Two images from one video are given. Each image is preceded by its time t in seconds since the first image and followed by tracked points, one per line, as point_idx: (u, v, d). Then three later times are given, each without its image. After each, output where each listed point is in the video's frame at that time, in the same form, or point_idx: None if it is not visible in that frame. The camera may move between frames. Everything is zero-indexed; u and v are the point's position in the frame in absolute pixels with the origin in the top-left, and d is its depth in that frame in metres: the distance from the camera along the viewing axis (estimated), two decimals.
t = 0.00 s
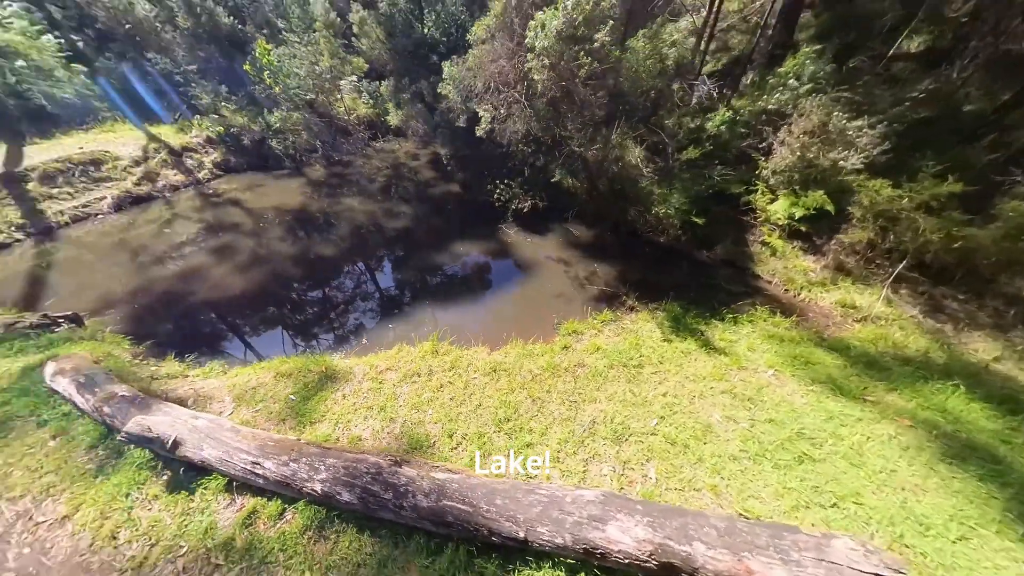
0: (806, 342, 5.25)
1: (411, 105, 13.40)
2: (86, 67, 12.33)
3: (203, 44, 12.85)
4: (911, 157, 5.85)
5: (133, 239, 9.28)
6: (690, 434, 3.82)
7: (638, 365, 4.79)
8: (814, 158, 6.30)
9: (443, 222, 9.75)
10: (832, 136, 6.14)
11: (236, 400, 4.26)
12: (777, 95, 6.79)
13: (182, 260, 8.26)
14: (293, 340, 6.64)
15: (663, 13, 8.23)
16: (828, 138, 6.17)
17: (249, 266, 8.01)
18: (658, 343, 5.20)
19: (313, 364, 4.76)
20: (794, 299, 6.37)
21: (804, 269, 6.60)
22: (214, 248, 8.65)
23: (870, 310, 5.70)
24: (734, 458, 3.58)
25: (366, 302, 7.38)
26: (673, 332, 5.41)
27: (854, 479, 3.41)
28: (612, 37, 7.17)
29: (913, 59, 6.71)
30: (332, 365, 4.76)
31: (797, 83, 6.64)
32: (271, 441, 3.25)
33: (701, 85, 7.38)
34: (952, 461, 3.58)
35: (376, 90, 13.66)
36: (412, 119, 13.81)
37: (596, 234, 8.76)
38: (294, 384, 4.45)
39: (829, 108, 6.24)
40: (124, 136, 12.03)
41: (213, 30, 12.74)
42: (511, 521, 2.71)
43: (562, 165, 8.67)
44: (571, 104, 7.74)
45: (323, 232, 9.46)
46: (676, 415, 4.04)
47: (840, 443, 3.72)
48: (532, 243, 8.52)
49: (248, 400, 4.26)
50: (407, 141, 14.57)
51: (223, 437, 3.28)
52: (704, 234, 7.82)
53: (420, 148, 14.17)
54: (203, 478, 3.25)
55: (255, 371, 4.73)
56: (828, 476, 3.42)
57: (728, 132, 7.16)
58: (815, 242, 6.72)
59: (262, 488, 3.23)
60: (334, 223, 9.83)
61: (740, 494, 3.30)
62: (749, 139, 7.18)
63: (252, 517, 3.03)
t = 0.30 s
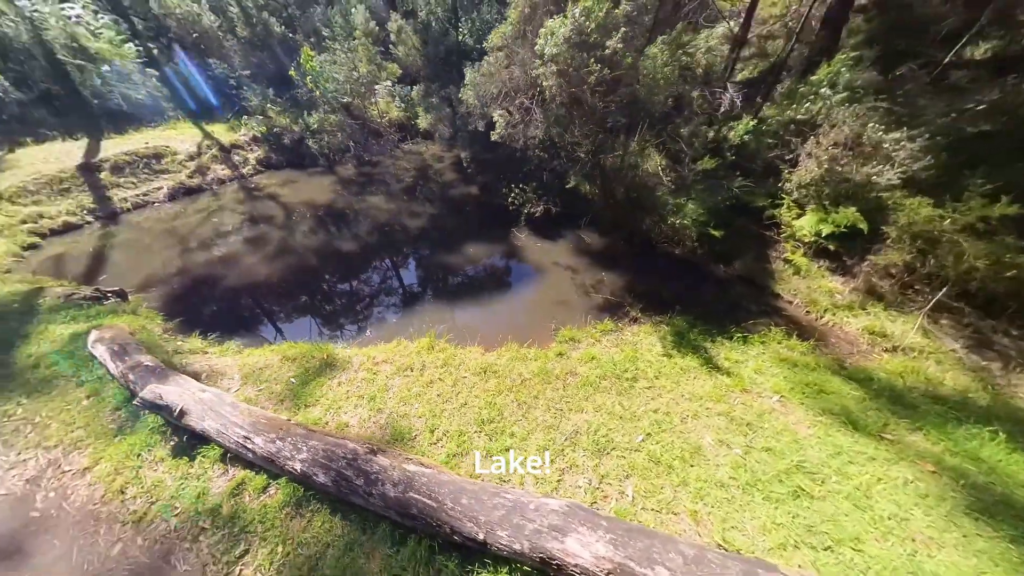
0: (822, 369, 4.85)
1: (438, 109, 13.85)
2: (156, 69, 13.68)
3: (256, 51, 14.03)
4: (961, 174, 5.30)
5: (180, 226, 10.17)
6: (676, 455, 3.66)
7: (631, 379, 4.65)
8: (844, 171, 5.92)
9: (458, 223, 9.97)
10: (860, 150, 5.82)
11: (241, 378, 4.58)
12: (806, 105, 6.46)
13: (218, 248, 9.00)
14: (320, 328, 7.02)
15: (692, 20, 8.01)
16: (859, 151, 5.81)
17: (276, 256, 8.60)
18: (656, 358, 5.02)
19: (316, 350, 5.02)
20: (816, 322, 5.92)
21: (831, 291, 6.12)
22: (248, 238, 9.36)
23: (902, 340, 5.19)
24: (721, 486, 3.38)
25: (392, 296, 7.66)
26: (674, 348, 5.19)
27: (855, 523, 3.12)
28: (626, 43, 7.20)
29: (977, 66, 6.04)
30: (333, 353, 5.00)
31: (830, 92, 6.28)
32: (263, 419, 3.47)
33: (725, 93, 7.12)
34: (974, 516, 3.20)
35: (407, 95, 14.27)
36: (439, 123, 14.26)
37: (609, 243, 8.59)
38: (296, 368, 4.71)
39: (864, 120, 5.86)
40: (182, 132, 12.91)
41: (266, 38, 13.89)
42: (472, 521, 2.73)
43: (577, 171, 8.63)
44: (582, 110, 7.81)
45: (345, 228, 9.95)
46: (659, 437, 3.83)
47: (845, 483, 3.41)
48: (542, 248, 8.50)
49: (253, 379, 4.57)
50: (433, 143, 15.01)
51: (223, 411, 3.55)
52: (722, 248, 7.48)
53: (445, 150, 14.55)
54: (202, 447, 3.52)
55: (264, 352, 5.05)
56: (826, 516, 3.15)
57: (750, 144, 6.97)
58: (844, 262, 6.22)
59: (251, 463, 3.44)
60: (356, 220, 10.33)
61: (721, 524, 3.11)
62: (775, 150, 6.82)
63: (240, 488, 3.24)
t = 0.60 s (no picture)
0: (832, 399, 4.53)
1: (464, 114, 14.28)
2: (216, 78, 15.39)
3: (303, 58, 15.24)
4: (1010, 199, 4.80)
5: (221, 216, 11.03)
6: (655, 472, 3.58)
7: (621, 392, 4.58)
8: (869, 190, 5.58)
9: (473, 225, 10.22)
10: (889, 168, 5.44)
11: (253, 359, 4.97)
12: (835, 118, 6.06)
13: (253, 238, 9.78)
14: (344, 319, 7.32)
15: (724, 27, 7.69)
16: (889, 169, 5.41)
17: (302, 249, 9.22)
18: (650, 372, 4.91)
19: (322, 339, 5.34)
20: (834, 348, 5.52)
21: (854, 316, 5.69)
22: (280, 231, 10.09)
23: (931, 376, 4.73)
24: (698, 509, 3.27)
25: (415, 293, 7.88)
26: (671, 363, 5.05)
27: (842, 566, 2.91)
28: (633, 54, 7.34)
29: None
30: (338, 343, 5.31)
31: (862, 105, 5.85)
32: (263, 398, 3.78)
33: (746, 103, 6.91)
34: None
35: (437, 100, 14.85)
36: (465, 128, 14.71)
37: (620, 253, 8.47)
38: (302, 353, 5.04)
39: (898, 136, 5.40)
40: (234, 133, 14.18)
41: (312, 46, 15.03)
42: (434, 513, 2.83)
43: (591, 179, 8.60)
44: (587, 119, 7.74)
45: (366, 226, 10.50)
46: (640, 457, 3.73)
47: (837, 522, 3.18)
48: (551, 254, 8.52)
49: (263, 360, 4.94)
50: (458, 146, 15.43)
51: (231, 387, 3.91)
52: (738, 264, 7.17)
53: (469, 154, 14.91)
54: (211, 418, 3.87)
55: (277, 337, 5.44)
56: (809, 555, 2.97)
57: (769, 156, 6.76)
58: (873, 286, 5.76)
59: (250, 437, 3.74)
60: (378, 218, 10.86)
61: (692, 549, 3.01)
62: (799, 164, 6.49)
63: (238, 459, 3.53)
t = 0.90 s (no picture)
0: (838, 427, 4.20)
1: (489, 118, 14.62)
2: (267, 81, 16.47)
3: (345, 64, 16.67)
4: None
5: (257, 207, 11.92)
6: (627, 482, 3.51)
7: (607, 398, 4.51)
8: (895, 206, 5.28)
9: (486, 227, 10.40)
10: (919, 180, 5.08)
11: (263, 338, 5.37)
12: (866, 126, 5.62)
13: (283, 229, 10.50)
14: (368, 312, 7.42)
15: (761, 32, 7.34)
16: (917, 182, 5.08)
17: (325, 242, 9.81)
18: (640, 381, 4.79)
19: (327, 325, 5.66)
20: (851, 374, 5.10)
21: (877, 341, 5.25)
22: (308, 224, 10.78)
23: (960, 412, 4.28)
24: (666, 524, 3.17)
25: (438, 291, 7.90)
26: (664, 374, 4.89)
27: None
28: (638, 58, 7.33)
29: None
30: (340, 329, 5.61)
31: (897, 112, 5.41)
32: (262, 373, 4.10)
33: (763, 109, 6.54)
34: None
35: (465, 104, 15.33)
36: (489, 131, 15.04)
37: (630, 260, 8.29)
38: (307, 336, 5.37)
39: (937, 150, 4.97)
40: (277, 132, 15.32)
41: (353, 53, 16.53)
42: (397, 494, 2.96)
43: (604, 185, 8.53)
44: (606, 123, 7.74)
45: (386, 222, 10.99)
46: (644, 467, 3.68)
47: (819, 557, 2.96)
48: (559, 258, 8.50)
49: (271, 340, 5.33)
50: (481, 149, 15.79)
51: (237, 360, 4.28)
52: (753, 278, 6.81)
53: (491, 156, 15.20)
54: (217, 388, 4.25)
55: (287, 320, 5.83)
56: None
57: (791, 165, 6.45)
58: (903, 310, 5.30)
59: (248, 408, 4.05)
60: (397, 216, 11.33)
61: (654, 563, 2.94)
62: (825, 175, 6.09)
63: (236, 426, 3.83)
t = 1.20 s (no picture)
0: (832, 453, 3.99)
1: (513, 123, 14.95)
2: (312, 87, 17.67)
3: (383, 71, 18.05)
4: None
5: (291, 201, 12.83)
6: (595, 483, 3.57)
7: (590, 402, 4.53)
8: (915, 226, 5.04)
9: (499, 230, 10.64)
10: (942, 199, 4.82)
11: (279, 320, 5.89)
12: (889, 140, 5.40)
13: (313, 223, 11.28)
14: (390, 305, 7.77)
15: (799, 37, 7.15)
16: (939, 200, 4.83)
17: (348, 237, 10.46)
18: (627, 388, 4.78)
19: (336, 312, 6.11)
20: (859, 401, 4.79)
21: (892, 368, 4.88)
22: (335, 219, 11.51)
23: (977, 451, 3.92)
24: (626, 528, 3.21)
25: (457, 291, 8.09)
26: (652, 384, 4.84)
27: None
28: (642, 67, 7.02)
29: None
30: (348, 317, 6.03)
31: (926, 127, 5.18)
32: (271, 349, 4.56)
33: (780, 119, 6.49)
34: None
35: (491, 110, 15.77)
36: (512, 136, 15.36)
37: (638, 268, 8.18)
38: (318, 321, 5.82)
39: (963, 167, 4.71)
40: (316, 134, 16.52)
41: (389, 61, 17.48)
42: (371, 468, 3.22)
43: (616, 193, 8.53)
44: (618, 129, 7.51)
45: (406, 221, 11.52)
46: (643, 466, 3.76)
47: None
48: (566, 263, 8.56)
49: (285, 322, 5.84)
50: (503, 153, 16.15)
51: (252, 337, 4.77)
52: (764, 293, 6.51)
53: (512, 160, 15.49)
54: (234, 360, 4.76)
55: (302, 306, 6.34)
56: None
57: (810, 177, 6.19)
58: (926, 337, 4.91)
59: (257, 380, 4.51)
60: (417, 216, 11.85)
61: (608, 563, 2.99)
62: (848, 191, 5.80)
63: (246, 395, 4.28)
